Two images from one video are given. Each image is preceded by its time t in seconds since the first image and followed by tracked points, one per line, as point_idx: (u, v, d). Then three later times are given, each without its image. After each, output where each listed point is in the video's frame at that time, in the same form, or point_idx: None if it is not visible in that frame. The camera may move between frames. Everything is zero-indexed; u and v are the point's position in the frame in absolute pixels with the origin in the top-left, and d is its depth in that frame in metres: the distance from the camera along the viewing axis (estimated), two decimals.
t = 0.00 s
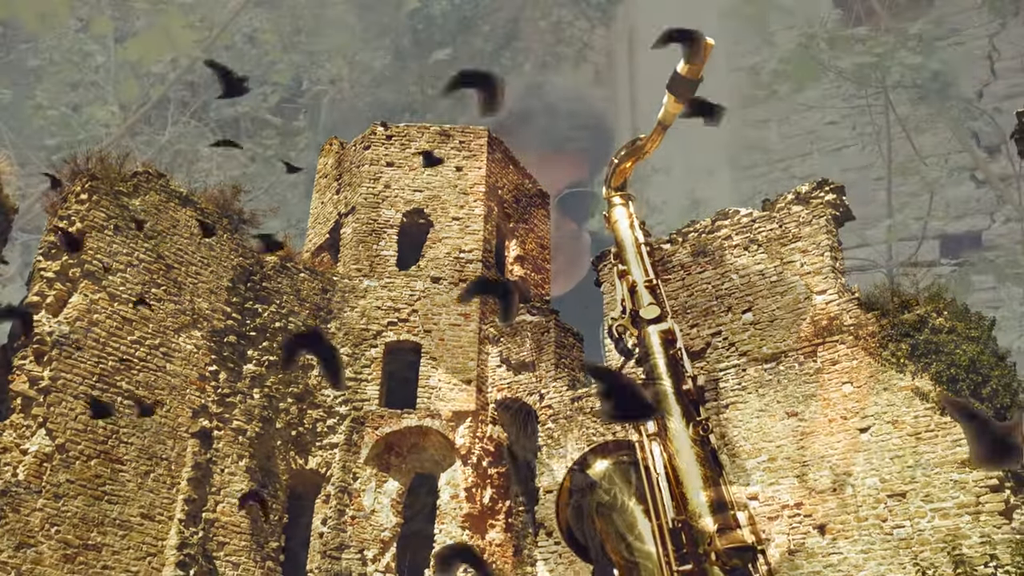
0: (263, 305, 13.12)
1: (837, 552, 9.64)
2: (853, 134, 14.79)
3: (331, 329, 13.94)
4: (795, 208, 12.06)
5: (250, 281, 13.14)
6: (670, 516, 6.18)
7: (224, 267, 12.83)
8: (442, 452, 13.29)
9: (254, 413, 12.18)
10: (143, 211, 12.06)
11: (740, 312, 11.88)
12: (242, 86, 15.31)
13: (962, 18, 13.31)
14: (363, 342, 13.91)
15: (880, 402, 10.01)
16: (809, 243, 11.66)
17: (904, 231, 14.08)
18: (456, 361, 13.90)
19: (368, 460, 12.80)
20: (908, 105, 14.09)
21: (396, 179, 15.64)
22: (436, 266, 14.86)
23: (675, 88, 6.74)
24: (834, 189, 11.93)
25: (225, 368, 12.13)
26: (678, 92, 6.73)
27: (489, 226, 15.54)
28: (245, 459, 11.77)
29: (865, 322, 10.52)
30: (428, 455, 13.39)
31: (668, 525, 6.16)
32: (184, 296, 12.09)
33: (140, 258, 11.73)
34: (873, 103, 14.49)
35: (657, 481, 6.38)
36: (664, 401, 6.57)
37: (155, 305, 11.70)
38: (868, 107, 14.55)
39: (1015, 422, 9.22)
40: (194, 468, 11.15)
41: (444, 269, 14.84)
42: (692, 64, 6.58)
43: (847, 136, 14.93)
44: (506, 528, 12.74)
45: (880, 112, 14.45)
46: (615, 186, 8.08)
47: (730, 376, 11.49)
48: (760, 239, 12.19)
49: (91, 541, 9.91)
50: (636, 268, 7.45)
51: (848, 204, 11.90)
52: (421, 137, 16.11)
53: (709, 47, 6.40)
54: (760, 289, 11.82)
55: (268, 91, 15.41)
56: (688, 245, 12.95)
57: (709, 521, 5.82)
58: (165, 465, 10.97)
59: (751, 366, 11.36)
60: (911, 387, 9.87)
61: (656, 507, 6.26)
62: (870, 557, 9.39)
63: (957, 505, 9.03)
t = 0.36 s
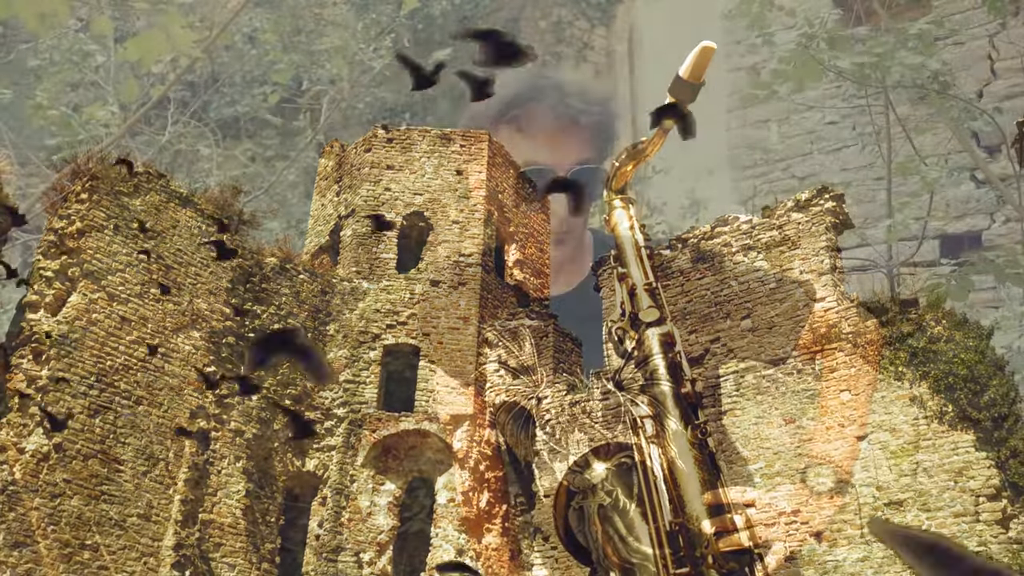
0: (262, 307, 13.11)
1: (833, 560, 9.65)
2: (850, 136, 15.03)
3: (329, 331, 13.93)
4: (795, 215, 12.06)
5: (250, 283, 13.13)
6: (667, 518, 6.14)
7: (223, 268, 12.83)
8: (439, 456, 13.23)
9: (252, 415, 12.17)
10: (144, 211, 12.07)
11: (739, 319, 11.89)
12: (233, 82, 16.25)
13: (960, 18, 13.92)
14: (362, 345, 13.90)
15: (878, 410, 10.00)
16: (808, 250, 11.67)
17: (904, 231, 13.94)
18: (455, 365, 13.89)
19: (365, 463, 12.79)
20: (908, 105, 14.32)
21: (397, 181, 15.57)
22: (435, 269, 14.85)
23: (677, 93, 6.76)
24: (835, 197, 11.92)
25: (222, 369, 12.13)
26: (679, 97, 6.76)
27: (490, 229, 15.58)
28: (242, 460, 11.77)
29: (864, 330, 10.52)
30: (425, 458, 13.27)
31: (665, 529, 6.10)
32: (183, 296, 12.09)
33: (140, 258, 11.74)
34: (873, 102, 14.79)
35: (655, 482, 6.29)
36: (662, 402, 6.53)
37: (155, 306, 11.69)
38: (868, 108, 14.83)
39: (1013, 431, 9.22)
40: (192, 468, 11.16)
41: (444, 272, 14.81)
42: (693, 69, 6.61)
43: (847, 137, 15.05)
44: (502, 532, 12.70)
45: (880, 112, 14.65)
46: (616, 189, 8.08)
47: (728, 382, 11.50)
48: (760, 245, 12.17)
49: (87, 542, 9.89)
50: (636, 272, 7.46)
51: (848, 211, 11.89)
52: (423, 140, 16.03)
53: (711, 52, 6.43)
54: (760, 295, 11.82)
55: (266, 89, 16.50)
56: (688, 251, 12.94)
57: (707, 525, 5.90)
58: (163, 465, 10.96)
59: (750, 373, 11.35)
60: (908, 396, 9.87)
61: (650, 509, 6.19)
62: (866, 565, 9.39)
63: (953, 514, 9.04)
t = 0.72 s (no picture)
0: (261, 306, 13.10)
1: (832, 560, 9.64)
2: (843, 134, 15.61)
3: (329, 331, 13.92)
4: (794, 215, 12.06)
5: (249, 283, 13.12)
6: (666, 518, 6.13)
7: (223, 268, 12.83)
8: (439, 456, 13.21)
9: (252, 415, 12.19)
10: (144, 211, 12.08)
11: (739, 319, 11.87)
12: (234, 81, 17.69)
13: (961, 18, 14.48)
14: (361, 345, 13.86)
15: (877, 411, 10.00)
16: (808, 251, 11.66)
17: (905, 231, 13.99)
18: (455, 365, 13.77)
19: (365, 463, 12.77)
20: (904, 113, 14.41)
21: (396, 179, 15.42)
22: (435, 269, 14.77)
23: (677, 94, 6.76)
24: (835, 197, 11.91)
25: (222, 368, 12.14)
26: (680, 98, 6.75)
27: (490, 229, 15.38)
28: (242, 460, 11.78)
29: (864, 330, 10.48)
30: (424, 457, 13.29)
31: (664, 529, 6.08)
32: (183, 295, 12.10)
33: (141, 257, 11.75)
34: (872, 103, 15.09)
35: (654, 483, 6.29)
36: (663, 404, 6.55)
37: (155, 306, 11.70)
38: (867, 108, 15.13)
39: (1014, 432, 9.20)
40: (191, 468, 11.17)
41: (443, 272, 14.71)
42: (693, 70, 6.63)
43: (847, 137, 15.58)
44: (502, 533, 12.64)
45: (877, 112, 14.98)
46: (616, 190, 8.06)
47: (728, 382, 11.51)
48: (761, 245, 12.14)
49: (86, 541, 9.88)
50: (637, 273, 7.43)
51: (848, 212, 11.86)
52: (423, 140, 15.86)
53: (712, 53, 6.44)
54: (760, 296, 11.81)
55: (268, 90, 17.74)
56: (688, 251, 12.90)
57: (708, 525, 5.90)
58: (163, 465, 10.96)
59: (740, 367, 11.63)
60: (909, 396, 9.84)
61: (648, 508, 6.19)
62: (867, 565, 9.38)
63: (953, 514, 9.05)
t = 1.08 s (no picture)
0: (262, 307, 13.10)
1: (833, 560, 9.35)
2: (852, 134, 12.72)
3: (329, 332, 13.88)
4: (794, 215, 12.07)
5: (250, 284, 13.12)
6: (666, 518, 6.12)
7: (224, 270, 12.86)
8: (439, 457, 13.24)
9: (253, 415, 12.19)
10: (145, 213, 12.22)
11: (739, 318, 11.93)
12: (233, 81, 16.20)
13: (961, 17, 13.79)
14: (360, 346, 13.81)
15: (878, 410, 9.93)
16: (808, 253, 11.77)
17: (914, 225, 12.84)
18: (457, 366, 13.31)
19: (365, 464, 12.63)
20: (909, 103, 12.21)
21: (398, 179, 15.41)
22: (434, 268, 14.61)
23: (676, 94, 6.76)
24: (835, 197, 11.90)
25: (223, 369, 12.14)
26: (679, 98, 6.75)
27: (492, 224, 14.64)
28: (242, 460, 11.76)
29: (864, 330, 10.21)
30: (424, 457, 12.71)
31: (664, 530, 6.09)
32: (183, 296, 12.19)
33: (141, 259, 11.87)
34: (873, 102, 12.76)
35: (654, 483, 6.23)
36: (664, 404, 6.40)
37: (157, 307, 11.78)
38: (867, 108, 12.73)
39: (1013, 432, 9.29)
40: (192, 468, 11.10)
41: (444, 272, 14.47)
42: (693, 70, 6.66)
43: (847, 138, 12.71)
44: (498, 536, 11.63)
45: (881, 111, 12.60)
46: (617, 190, 8.11)
47: (728, 382, 11.52)
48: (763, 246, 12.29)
49: (87, 542, 9.90)
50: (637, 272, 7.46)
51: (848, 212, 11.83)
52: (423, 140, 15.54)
53: (711, 52, 6.45)
54: (760, 296, 11.93)
55: (265, 89, 16.46)
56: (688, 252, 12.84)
57: (709, 526, 5.94)
58: (163, 466, 10.93)
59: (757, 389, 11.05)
60: (908, 396, 9.88)
61: (648, 507, 6.14)
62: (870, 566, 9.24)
63: (953, 514, 9.18)
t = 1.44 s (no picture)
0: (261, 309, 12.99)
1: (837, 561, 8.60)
2: (851, 135, 10.57)
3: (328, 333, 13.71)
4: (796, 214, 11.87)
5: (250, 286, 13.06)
6: (665, 518, 5.22)
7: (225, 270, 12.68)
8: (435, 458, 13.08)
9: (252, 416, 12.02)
10: (146, 213, 12.22)
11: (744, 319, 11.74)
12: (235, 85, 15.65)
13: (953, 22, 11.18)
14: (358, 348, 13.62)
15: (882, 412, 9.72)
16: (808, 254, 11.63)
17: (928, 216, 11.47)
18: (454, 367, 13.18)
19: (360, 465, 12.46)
20: (910, 102, 10.45)
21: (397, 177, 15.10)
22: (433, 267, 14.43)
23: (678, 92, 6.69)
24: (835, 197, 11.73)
25: (222, 369, 12.02)
26: (680, 96, 6.67)
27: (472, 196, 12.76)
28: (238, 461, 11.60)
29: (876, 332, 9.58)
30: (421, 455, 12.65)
31: (664, 533, 5.19)
32: (185, 295, 11.93)
33: (143, 259, 11.83)
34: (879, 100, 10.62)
35: (655, 483, 5.23)
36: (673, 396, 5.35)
37: (155, 308, 11.57)
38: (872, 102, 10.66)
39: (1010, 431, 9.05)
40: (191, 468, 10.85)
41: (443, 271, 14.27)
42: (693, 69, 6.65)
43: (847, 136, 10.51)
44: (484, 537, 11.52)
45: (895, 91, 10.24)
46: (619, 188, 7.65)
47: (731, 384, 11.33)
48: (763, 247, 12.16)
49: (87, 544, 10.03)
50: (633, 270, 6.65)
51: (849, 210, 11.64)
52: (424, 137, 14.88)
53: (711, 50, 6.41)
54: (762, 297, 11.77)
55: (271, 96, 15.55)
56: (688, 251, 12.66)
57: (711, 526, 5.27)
58: (164, 465, 10.75)
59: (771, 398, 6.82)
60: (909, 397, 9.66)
61: (649, 507, 5.19)
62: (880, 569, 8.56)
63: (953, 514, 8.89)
